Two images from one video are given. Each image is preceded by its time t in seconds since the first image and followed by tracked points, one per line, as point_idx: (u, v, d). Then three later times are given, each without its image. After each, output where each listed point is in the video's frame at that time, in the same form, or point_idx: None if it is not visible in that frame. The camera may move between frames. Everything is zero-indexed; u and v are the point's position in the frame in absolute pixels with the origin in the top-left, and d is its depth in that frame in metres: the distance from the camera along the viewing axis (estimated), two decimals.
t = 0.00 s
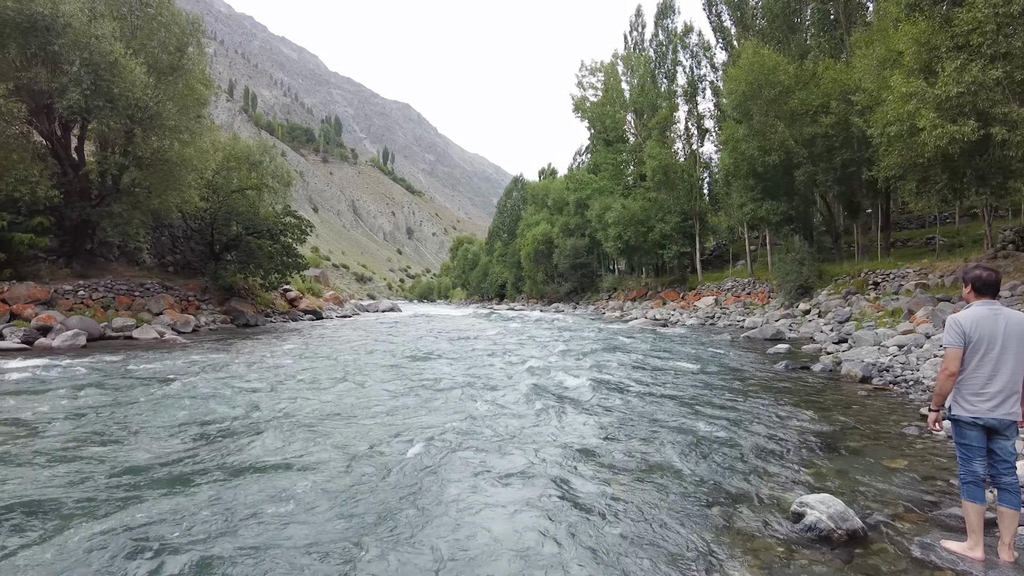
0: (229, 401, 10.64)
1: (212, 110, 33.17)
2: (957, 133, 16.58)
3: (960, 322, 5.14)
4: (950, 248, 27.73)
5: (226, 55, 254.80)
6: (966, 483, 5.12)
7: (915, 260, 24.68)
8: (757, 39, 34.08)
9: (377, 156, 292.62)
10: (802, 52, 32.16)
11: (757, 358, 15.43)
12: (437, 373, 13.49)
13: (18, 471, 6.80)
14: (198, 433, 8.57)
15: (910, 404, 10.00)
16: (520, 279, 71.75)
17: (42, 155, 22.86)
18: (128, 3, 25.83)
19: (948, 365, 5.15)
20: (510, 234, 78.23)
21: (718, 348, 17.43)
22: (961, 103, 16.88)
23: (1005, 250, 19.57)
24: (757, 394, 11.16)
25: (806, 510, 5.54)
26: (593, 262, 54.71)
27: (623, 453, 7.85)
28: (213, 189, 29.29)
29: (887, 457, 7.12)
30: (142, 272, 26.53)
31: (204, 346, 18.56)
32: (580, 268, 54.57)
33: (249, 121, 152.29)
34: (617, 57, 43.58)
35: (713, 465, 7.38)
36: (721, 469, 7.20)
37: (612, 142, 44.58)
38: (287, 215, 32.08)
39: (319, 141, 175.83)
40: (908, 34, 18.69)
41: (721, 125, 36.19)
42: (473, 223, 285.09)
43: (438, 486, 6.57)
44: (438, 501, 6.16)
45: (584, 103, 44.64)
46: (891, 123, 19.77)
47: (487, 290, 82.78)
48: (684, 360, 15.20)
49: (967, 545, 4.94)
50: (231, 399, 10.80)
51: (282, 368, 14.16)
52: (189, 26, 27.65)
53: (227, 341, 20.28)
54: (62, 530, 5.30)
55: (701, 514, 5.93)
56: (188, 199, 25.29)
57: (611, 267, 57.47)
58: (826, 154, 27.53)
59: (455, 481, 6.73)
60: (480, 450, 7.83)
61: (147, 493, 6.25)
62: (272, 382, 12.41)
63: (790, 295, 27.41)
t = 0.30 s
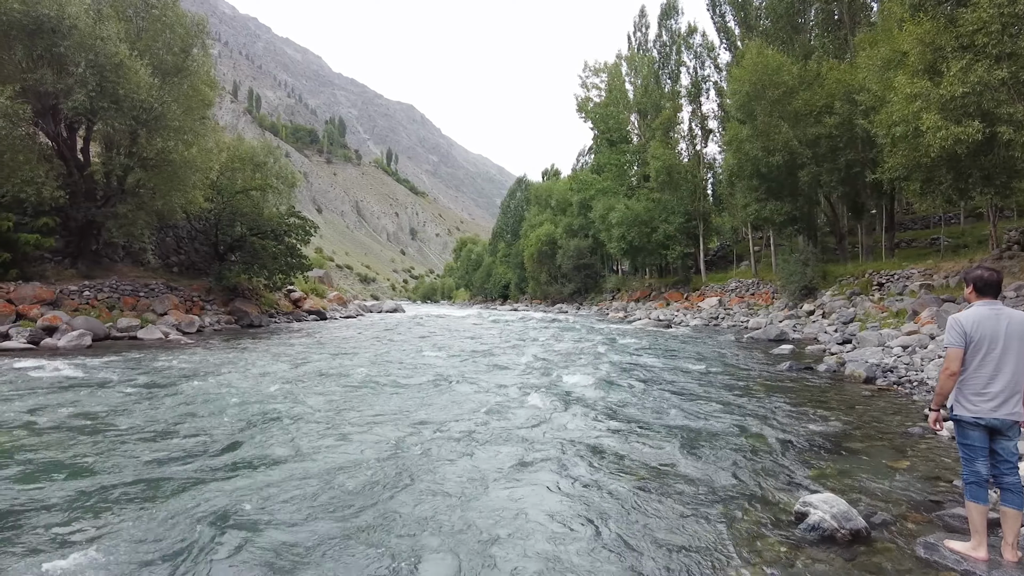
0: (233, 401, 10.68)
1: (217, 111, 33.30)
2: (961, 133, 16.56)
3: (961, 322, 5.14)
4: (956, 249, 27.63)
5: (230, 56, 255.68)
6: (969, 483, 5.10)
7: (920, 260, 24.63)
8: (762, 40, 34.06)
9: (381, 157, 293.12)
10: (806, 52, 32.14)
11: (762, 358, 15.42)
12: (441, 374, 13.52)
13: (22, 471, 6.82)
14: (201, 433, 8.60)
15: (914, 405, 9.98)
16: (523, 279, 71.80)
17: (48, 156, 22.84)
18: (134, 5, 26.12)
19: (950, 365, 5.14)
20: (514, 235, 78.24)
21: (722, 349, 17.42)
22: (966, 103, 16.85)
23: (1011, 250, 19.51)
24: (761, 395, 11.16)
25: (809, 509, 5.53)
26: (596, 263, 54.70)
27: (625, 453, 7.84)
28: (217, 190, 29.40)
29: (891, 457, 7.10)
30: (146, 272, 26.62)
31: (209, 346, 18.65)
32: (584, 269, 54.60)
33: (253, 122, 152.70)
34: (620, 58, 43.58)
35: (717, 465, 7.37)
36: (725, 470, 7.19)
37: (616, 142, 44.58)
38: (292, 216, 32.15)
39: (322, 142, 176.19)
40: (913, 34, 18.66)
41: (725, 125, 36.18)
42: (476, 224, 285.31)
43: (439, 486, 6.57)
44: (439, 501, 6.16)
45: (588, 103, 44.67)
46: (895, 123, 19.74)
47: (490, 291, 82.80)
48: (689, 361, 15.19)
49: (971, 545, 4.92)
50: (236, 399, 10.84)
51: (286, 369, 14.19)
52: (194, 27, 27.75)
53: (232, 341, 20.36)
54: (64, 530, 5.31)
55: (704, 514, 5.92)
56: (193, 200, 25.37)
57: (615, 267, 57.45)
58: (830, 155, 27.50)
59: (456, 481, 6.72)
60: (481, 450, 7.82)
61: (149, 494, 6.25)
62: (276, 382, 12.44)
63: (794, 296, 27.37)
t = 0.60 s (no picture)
0: (236, 400, 10.69)
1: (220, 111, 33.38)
2: (964, 133, 16.57)
3: (960, 321, 5.14)
4: (959, 249, 27.59)
5: (232, 56, 256.07)
6: (970, 481, 5.09)
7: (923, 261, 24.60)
8: (764, 40, 34.06)
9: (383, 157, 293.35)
10: (808, 52, 32.14)
11: (765, 358, 15.42)
12: (444, 373, 13.54)
13: (24, 470, 6.82)
14: (202, 433, 8.59)
15: (917, 404, 9.97)
16: (525, 280, 71.85)
17: (52, 156, 22.84)
18: (138, 6, 26.25)
19: (949, 364, 5.14)
20: (516, 235, 78.31)
21: (725, 349, 17.42)
22: (969, 103, 16.85)
23: (1013, 250, 19.49)
24: (763, 394, 11.16)
25: (811, 507, 5.52)
26: (599, 264, 54.71)
27: (625, 453, 7.84)
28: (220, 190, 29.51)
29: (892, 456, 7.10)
30: (150, 273, 26.70)
31: (212, 346, 18.68)
32: (586, 269, 54.61)
33: (255, 122, 153.01)
34: (623, 58, 43.62)
35: (718, 464, 7.37)
36: (727, 468, 7.19)
37: (618, 142, 44.60)
38: (295, 216, 32.20)
39: (325, 142, 176.45)
40: (916, 34, 18.67)
41: (728, 125, 36.18)
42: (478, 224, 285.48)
43: (441, 484, 6.61)
44: (439, 500, 6.16)
45: (590, 104, 44.71)
46: (898, 123, 19.75)
47: (493, 292, 82.90)
48: (692, 361, 15.20)
49: (972, 543, 4.90)
50: (239, 398, 10.86)
51: (290, 368, 14.22)
52: (197, 28, 27.83)
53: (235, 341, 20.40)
54: (67, 528, 5.33)
55: (704, 512, 5.92)
56: (196, 200, 25.42)
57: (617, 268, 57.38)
58: (833, 155, 27.48)
59: (457, 480, 6.72)
60: (482, 450, 7.83)
61: (150, 493, 6.24)
62: (280, 382, 12.47)
63: (797, 296, 27.33)
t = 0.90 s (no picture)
0: (238, 400, 10.69)
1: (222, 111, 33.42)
2: (966, 133, 16.56)
3: (961, 321, 5.13)
4: (961, 249, 27.53)
5: (234, 56, 256.20)
6: (970, 482, 5.09)
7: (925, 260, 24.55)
8: (766, 40, 34.04)
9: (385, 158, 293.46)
10: (810, 51, 32.12)
11: (767, 358, 15.41)
12: (447, 373, 13.54)
13: (25, 470, 6.80)
14: (202, 433, 8.55)
15: (919, 405, 9.96)
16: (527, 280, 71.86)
17: (54, 156, 22.84)
18: (140, 6, 26.29)
19: (949, 365, 5.13)
20: (518, 235, 78.33)
21: (728, 349, 17.39)
22: (971, 102, 16.84)
23: (1016, 250, 19.45)
24: (765, 394, 11.14)
25: (812, 508, 5.52)
26: (601, 264, 54.66)
27: (625, 453, 7.81)
28: (222, 190, 29.55)
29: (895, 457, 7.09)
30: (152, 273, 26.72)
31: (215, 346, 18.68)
32: (588, 269, 54.59)
33: (258, 122, 153.19)
34: (625, 58, 43.63)
35: (720, 464, 7.37)
36: (728, 469, 7.19)
37: (620, 142, 44.58)
38: (297, 216, 32.22)
39: (326, 142, 176.59)
40: (918, 34, 18.67)
41: (730, 125, 36.19)
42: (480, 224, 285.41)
43: (442, 483, 6.63)
44: (440, 500, 6.13)
45: (592, 104, 44.72)
46: (901, 123, 19.74)
47: (495, 292, 82.92)
48: (694, 361, 15.17)
49: (973, 544, 4.90)
50: (240, 398, 10.86)
51: (293, 368, 14.22)
52: (200, 28, 27.86)
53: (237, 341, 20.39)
54: (70, 527, 5.35)
55: (705, 513, 5.91)
56: (197, 200, 25.42)
57: (619, 267, 57.33)
58: (835, 155, 27.45)
59: (457, 481, 6.70)
60: (483, 450, 7.80)
61: (150, 493, 6.22)
62: (282, 382, 12.47)
63: (799, 296, 27.30)
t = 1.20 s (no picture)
0: (239, 400, 10.67)
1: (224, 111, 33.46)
2: (968, 132, 16.57)
3: (963, 321, 5.12)
4: (963, 249, 27.47)
5: (236, 57, 256.51)
6: (972, 482, 5.08)
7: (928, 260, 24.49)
8: (768, 39, 34.02)
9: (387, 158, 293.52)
10: (812, 50, 32.10)
11: (770, 358, 15.39)
12: (448, 373, 13.52)
13: (27, 469, 6.80)
14: (202, 434, 8.51)
15: (921, 405, 9.93)
16: (529, 279, 71.84)
17: (56, 157, 22.86)
18: (141, 6, 26.36)
19: (951, 364, 5.12)
20: (520, 235, 78.36)
21: (730, 348, 17.34)
22: (974, 101, 16.83)
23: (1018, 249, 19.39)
24: (767, 394, 11.11)
25: (813, 508, 5.51)
26: (603, 263, 54.63)
27: (627, 453, 7.79)
28: (224, 190, 29.57)
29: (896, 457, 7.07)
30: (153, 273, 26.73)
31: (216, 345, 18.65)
32: (590, 269, 54.56)
33: (259, 122, 153.39)
34: (627, 57, 43.64)
35: (721, 463, 7.37)
36: (729, 468, 7.19)
37: (621, 141, 44.57)
38: (298, 215, 32.22)
39: (328, 142, 176.75)
40: (920, 33, 18.68)
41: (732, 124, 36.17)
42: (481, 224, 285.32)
43: (442, 480, 6.68)
44: (442, 500, 6.11)
45: (594, 103, 44.73)
46: (903, 121, 19.73)
47: (497, 291, 82.95)
48: (696, 361, 15.16)
49: (975, 544, 4.89)
50: (242, 398, 10.86)
51: (294, 368, 14.19)
52: (202, 28, 27.90)
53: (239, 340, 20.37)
54: (72, 525, 5.36)
55: (705, 512, 5.90)
56: (198, 199, 25.42)
57: (621, 267, 57.27)
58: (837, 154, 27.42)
59: (459, 480, 6.71)
60: (484, 450, 7.77)
61: (152, 492, 6.24)
62: (283, 381, 12.46)
63: (801, 296, 27.24)
